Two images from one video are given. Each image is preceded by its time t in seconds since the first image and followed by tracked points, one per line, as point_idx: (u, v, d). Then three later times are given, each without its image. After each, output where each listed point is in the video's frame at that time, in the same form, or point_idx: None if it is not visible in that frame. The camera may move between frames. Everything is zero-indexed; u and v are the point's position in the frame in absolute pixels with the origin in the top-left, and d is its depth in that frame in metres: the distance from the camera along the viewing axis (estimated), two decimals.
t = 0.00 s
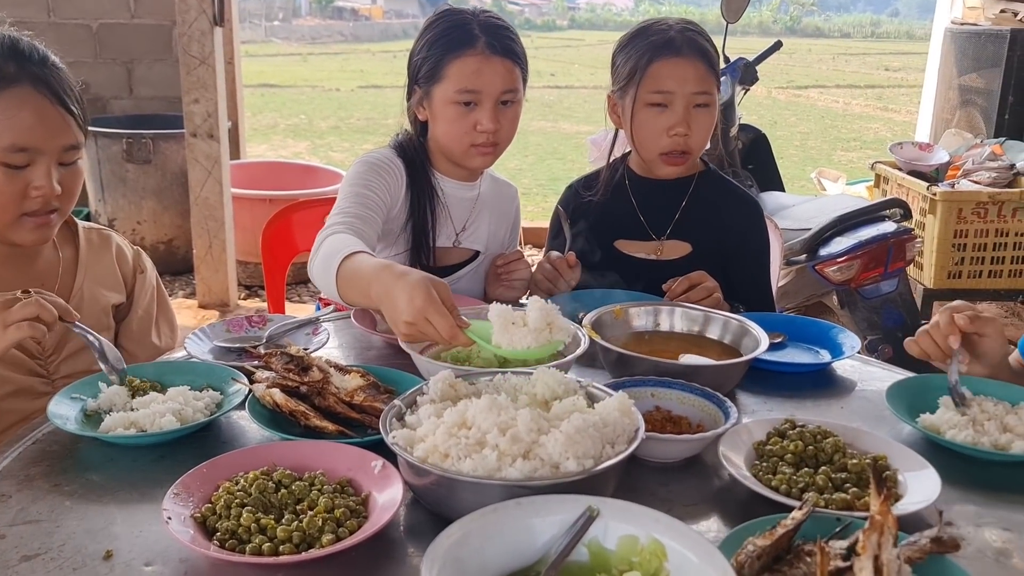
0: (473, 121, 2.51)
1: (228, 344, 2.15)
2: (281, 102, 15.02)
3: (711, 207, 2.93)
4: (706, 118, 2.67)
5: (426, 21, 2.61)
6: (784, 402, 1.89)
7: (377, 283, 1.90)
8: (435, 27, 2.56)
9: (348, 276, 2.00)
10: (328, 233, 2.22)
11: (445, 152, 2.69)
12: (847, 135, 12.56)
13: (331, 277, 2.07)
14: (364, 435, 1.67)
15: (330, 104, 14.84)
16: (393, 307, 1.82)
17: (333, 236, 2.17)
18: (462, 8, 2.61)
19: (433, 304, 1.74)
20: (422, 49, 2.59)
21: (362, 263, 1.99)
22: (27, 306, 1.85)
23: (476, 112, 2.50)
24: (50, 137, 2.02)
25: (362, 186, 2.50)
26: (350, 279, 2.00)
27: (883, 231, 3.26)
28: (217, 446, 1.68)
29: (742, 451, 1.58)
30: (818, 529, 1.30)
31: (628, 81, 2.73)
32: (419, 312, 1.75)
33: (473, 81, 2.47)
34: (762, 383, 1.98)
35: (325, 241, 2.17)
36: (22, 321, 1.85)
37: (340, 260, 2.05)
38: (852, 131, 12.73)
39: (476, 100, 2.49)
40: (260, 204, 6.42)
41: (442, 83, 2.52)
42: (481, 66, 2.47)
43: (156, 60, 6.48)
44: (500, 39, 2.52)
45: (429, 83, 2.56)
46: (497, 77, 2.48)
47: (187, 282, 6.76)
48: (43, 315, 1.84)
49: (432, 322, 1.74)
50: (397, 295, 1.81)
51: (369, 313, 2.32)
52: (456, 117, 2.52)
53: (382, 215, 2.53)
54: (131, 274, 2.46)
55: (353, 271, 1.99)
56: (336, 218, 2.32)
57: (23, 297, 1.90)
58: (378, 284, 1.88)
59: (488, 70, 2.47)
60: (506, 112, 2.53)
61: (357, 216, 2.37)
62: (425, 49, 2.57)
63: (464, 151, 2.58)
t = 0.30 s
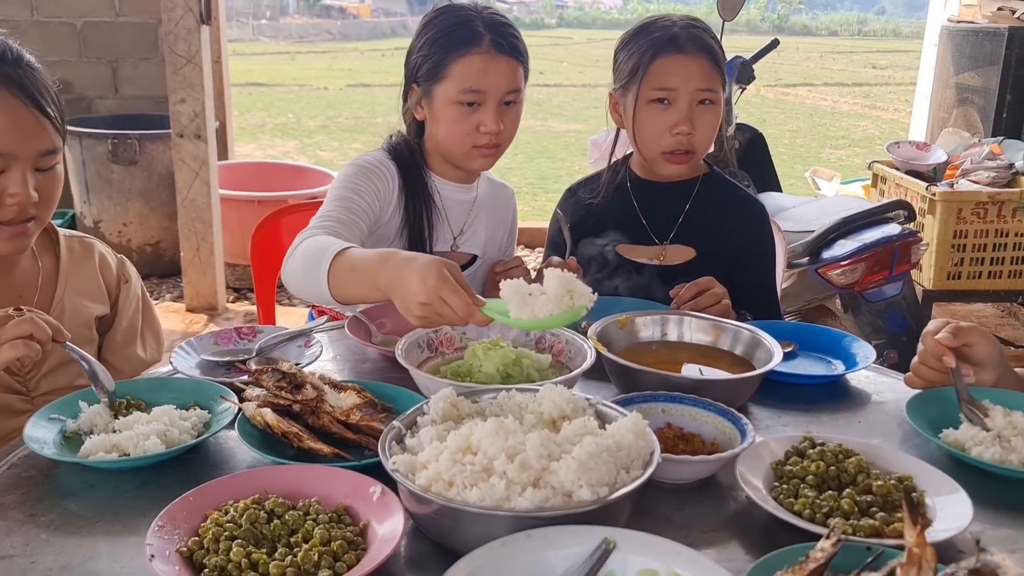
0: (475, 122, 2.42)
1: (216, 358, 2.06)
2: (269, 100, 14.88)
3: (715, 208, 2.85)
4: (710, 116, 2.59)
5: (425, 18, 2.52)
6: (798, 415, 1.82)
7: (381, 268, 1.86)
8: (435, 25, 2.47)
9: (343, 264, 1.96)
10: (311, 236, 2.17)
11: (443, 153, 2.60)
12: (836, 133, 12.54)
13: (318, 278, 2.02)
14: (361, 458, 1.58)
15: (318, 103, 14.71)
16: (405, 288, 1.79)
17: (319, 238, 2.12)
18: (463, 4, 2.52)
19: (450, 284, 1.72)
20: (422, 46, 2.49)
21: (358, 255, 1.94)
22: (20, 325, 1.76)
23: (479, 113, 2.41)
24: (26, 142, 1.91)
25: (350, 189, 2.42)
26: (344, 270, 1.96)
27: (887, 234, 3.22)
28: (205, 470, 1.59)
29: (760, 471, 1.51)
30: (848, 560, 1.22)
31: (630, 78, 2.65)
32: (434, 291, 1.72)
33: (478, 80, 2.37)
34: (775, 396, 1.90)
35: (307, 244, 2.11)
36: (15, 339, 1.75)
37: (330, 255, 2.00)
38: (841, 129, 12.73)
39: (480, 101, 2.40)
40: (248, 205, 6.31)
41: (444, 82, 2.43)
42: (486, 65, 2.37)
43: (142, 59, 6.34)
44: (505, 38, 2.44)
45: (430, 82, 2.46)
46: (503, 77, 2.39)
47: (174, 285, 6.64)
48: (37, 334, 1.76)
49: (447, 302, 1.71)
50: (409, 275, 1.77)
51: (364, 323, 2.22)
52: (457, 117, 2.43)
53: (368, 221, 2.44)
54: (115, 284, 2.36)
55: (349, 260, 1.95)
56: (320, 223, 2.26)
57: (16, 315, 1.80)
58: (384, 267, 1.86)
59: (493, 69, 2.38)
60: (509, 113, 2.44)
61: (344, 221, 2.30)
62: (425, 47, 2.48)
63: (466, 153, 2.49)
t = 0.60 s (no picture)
0: (484, 131, 2.33)
1: (199, 380, 1.94)
2: (252, 101, 14.69)
3: (719, 213, 2.76)
4: (713, 112, 2.49)
5: (424, 20, 2.40)
6: (819, 435, 1.72)
7: (443, 250, 1.93)
8: (439, 28, 2.35)
9: (382, 248, 1.98)
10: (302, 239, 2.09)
11: (440, 160, 2.49)
12: (822, 132, 12.52)
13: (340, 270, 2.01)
14: (356, 491, 1.47)
15: (302, 104, 14.54)
16: (480, 268, 1.91)
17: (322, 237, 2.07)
18: (463, 5, 2.41)
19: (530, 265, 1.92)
20: (423, 49, 2.37)
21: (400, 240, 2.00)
22: None
23: (490, 121, 2.32)
24: None
25: (325, 195, 2.33)
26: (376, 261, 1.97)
27: (893, 238, 3.16)
28: (187, 506, 1.47)
29: (785, 501, 1.40)
30: None
31: (629, 76, 2.56)
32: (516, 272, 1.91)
33: (493, 88, 2.28)
34: (792, 415, 1.80)
35: (313, 246, 2.04)
36: None
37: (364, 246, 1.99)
38: (826, 128, 12.71)
39: (492, 109, 2.30)
40: (232, 209, 6.17)
41: (451, 89, 2.31)
42: (501, 73, 2.28)
43: (121, 60, 6.18)
44: (514, 43, 2.34)
45: (436, 88, 2.34)
46: (515, 86, 2.32)
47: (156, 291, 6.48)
48: None
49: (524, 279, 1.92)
50: (487, 257, 1.90)
51: (356, 339, 2.11)
52: (465, 126, 2.32)
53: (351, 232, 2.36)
54: (91, 301, 2.28)
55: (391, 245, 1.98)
56: (294, 225, 2.18)
57: None
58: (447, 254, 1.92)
59: (508, 78, 2.30)
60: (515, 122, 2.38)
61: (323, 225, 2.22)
62: (427, 52, 2.36)
63: (470, 161, 2.40)
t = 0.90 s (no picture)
0: (483, 134, 2.26)
1: (179, 401, 1.85)
2: (232, 102, 14.51)
3: (717, 217, 2.69)
4: (717, 111, 2.46)
5: (417, 19, 2.31)
6: (832, 454, 1.64)
7: (501, 291, 2.00)
8: (436, 27, 2.26)
9: (451, 285, 1.99)
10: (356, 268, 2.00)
11: (434, 165, 2.41)
12: (804, 131, 12.52)
13: (400, 303, 1.96)
14: (348, 524, 1.39)
15: (283, 104, 14.36)
16: (536, 306, 1.98)
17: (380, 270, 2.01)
18: (458, 3, 2.33)
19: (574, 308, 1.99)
20: (419, 48, 2.28)
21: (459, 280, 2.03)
22: None
23: (489, 124, 2.25)
24: None
25: (341, 208, 2.22)
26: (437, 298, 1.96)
27: (892, 242, 3.10)
28: (167, 542, 1.37)
29: (802, 529, 1.33)
30: None
31: (629, 76, 2.50)
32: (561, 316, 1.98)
33: (492, 90, 2.21)
34: (803, 432, 1.73)
35: (372, 276, 1.97)
36: None
37: (428, 281, 1.98)
38: (808, 126, 12.71)
39: (490, 111, 2.24)
40: (214, 214, 6.04)
41: (449, 91, 2.23)
42: (501, 74, 2.22)
43: (99, 62, 6.04)
44: (511, 43, 2.28)
45: (432, 91, 2.26)
46: (514, 87, 2.26)
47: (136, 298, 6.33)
48: None
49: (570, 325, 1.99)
50: (543, 296, 1.99)
51: (345, 355, 2.02)
52: (463, 129, 2.25)
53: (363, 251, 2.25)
54: (65, 317, 2.26)
55: (449, 283, 2.00)
56: (335, 251, 2.07)
57: None
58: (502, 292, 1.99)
59: (507, 80, 2.24)
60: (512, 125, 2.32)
61: (356, 248, 2.14)
62: (423, 52, 2.27)
63: (467, 166, 2.32)
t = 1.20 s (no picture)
0: (471, 139, 2.21)
1: (160, 415, 1.79)
2: (205, 104, 14.33)
3: (703, 217, 2.67)
4: (704, 111, 2.44)
5: (405, 20, 2.26)
6: (830, 460, 1.62)
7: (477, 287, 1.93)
8: (422, 28, 2.22)
9: (429, 287, 1.93)
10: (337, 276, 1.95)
11: (422, 169, 2.37)
12: (778, 128, 12.56)
13: (382, 310, 1.91)
14: (338, 541, 1.34)
15: (257, 105, 14.19)
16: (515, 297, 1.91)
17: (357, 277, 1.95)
18: (447, 4, 2.29)
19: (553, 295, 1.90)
20: (406, 50, 2.24)
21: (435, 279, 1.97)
22: None
23: (477, 129, 2.20)
24: None
25: (324, 215, 2.16)
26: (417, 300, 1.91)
27: (877, 241, 3.10)
28: (150, 565, 1.32)
29: (807, 539, 1.30)
30: None
31: (617, 77, 2.47)
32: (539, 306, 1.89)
33: (481, 94, 2.17)
34: (800, 437, 1.70)
35: (353, 284, 1.92)
36: None
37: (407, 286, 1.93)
38: (781, 124, 12.77)
39: (479, 115, 2.19)
40: (190, 217, 5.93)
41: (437, 94, 2.19)
42: (490, 76, 2.18)
43: (69, 63, 5.92)
44: (502, 47, 2.24)
45: (420, 94, 2.21)
46: (504, 90, 2.21)
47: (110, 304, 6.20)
48: None
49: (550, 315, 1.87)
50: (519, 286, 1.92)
51: (331, 364, 1.97)
52: (452, 133, 2.20)
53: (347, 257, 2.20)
54: (40, 329, 2.21)
55: (430, 284, 1.95)
56: (314, 259, 2.01)
57: None
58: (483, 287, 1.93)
59: (496, 83, 2.19)
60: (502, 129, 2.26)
61: (339, 257, 2.08)
62: (411, 55, 2.23)
63: (456, 171, 2.27)
